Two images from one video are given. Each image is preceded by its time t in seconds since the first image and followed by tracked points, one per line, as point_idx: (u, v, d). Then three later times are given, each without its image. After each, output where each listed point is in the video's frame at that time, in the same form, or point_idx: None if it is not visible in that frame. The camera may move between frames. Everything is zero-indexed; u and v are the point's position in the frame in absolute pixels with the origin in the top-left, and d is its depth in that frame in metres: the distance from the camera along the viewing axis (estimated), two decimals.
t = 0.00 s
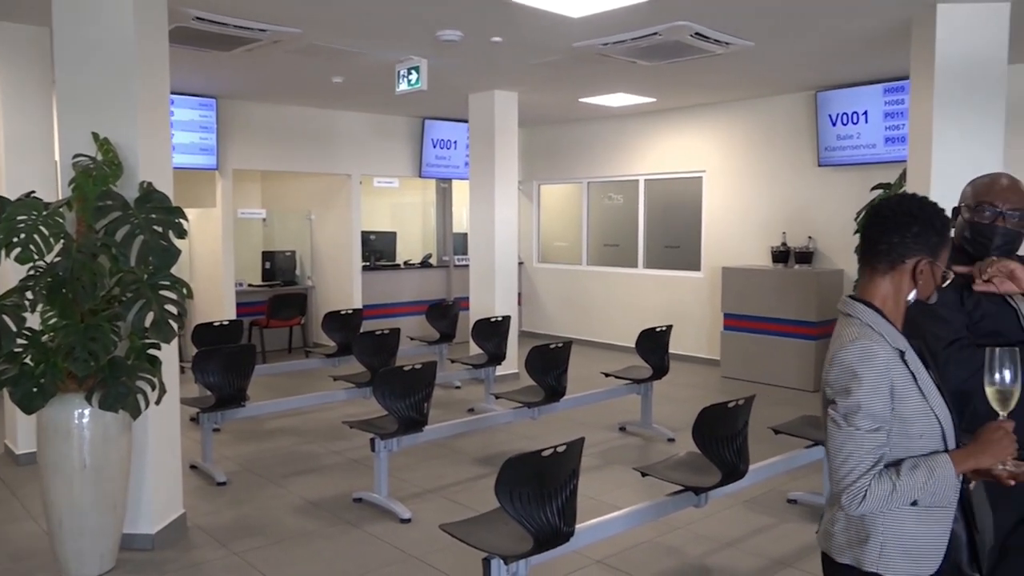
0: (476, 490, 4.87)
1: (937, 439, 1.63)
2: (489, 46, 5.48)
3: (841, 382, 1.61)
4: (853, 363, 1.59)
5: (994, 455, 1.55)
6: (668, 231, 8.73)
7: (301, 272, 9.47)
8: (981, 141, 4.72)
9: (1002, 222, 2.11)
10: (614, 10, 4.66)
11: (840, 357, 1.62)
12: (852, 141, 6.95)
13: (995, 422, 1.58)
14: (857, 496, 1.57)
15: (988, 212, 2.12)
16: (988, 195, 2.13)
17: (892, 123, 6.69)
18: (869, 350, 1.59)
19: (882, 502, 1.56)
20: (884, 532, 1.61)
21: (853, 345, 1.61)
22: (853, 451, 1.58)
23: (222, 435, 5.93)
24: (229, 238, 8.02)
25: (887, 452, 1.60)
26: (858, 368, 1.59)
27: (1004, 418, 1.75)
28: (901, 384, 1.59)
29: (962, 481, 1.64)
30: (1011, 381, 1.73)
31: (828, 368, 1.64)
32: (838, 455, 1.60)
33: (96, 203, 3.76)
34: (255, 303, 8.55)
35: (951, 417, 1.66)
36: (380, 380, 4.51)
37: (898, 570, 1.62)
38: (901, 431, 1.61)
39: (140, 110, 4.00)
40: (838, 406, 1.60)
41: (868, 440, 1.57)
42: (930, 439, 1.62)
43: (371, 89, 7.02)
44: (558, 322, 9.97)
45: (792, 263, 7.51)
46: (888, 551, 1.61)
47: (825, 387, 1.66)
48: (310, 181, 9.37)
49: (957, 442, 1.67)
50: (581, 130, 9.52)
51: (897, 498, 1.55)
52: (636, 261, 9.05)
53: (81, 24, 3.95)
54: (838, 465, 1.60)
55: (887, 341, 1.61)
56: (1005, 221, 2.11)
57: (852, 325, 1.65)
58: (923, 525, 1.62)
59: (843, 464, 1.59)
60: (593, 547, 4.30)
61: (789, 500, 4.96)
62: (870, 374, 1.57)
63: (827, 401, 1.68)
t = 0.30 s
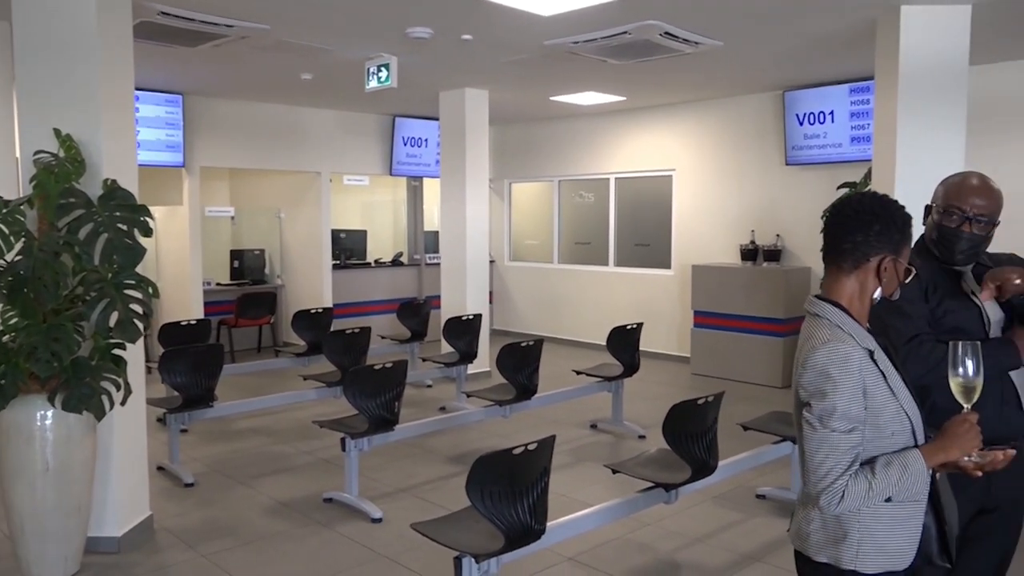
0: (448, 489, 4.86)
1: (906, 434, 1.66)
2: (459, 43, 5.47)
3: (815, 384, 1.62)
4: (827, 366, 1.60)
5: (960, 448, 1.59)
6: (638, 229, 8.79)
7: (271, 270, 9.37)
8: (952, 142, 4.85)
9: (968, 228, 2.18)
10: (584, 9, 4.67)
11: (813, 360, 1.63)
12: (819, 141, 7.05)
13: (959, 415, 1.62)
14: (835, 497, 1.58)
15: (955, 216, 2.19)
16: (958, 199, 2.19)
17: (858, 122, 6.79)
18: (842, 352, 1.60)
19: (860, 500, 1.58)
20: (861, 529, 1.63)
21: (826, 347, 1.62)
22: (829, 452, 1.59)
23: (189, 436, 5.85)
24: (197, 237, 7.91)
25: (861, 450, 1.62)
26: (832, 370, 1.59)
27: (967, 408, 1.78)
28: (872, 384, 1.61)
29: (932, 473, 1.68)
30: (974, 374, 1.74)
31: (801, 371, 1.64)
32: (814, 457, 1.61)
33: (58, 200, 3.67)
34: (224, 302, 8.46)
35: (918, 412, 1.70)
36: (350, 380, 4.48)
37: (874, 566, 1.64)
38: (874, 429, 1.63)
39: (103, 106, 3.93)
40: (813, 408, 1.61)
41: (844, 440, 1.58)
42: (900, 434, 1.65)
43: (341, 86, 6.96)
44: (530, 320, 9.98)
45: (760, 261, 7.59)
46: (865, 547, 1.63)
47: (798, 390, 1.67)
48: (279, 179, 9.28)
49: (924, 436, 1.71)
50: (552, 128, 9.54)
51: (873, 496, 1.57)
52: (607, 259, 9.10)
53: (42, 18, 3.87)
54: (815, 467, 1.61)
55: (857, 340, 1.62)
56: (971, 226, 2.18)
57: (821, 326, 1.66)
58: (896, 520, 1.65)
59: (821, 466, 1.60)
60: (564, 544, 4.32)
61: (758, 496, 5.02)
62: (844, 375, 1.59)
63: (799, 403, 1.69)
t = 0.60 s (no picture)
0: (426, 486, 4.86)
1: (885, 428, 1.69)
2: (436, 39, 5.45)
3: (798, 377, 1.64)
4: (810, 359, 1.62)
5: (938, 442, 1.61)
6: (616, 226, 8.82)
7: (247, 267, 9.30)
8: (924, 140, 4.92)
9: (946, 225, 2.20)
10: (561, 6, 4.67)
11: (797, 353, 1.65)
12: (794, 138, 7.11)
13: (936, 410, 1.63)
14: (815, 488, 1.60)
15: (933, 213, 2.21)
16: (937, 195, 2.21)
17: (833, 120, 6.86)
18: (825, 346, 1.62)
19: (840, 492, 1.60)
20: (839, 521, 1.66)
21: (810, 341, 1.64)
22: (811, 445, 1.61)
23: (164, 435, 5.80)
24: (172, 234, 7.83)
25: (842, 443, 1.64)
26: (815, 364, 1.62)
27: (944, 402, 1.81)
28: (854, 378, 1.64)
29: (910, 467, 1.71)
30: (952, 369, 1.78)
31: (784, 364, 1.66)
32: (796, 450, 1.62)
33: (27, 195, 3.59)
34: (199, 299, 8.40)
35: (897, 407, 1.73)
36: (327, 377, 4.46)
37: (851, 557, 1.66)
38: (853, 422, 1.66)
39: (74, 100, 3.87)
40: (796, 401, 1.63)
41: (826, 433, 1.60)
42: (879, 428, 1.68)
43: (317, 82, 6.91)
44: (507, 317, 9.99)
45: (737, 257, 7.65)
46: (844, 539, 1.66)
47: (781, 383, 1.69)
48: (255, 175, 9.20)
49: (903, 429, 1.73)
50: (530, 125, 9.55)
51: (853, 488, 1.60)
52: (585, 256, 9.12)
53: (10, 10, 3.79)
54: (797, 459, 1.63)
55: (839, 334, 1.65)
56: (949, 224, 2.19)
57: (804, 321, 1.69)
58: (874, 513, 1.67)
59: (802, 457, 1.62)
60: (542, 540, 4.33)
61: (734, 490, 5.06)
62: (826, 368, 1.61)
63: (782, 396, 1.71)
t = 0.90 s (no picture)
0: (399, 485, 4.84)
1: (868, 421, 1.72)
2: (408, 37, 5.43)
3: (786, 368, 1.66)
4: (799, 351, 1.64)
5: (919, 436, 1.65)
6: (589, 224, 8.85)
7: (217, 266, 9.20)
8: (890, 140, 4.99)
9: (917, 224, 2.25)
10: (533, 4, 4.68)
11: (786, 345, 1.67)
12: (764, 137, 7.18)
13: (918, 405, 1.68)
14: (799, 478, 1.62)
15: (906, 212, 2.25)
16: (909, 194, 2.25)
17: (802, 119, 6.94)
18: (814, 339, 1.64)
19: (822, 482, 1.62)
20: (820, 511, 1.69)
21: (800, 333, 1.66)
22: (796, 435, 1.63)
23: (133, 436, 5.73)
24: (140, 232, 7.73)
25: (826, 434, 1.67)
26: (803, 356, 1.64)
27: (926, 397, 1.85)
28: (840, 371, 1.66)
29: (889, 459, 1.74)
30: (934, 365, 1.81)
31: (774, 356, 1.68)
32: (782, 440, 1.64)
33: None
34: (168, 299, 8.31)
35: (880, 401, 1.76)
36: (299, 377, 4.43)
37: (829, 546, 1.69)
38: (838, 413, 1.68)
39: (39, 96, 3.80)
40: (784, 392, 1.65)
41: (811, 423, 1.62)
42: (862, 420, 1.71)
43: (288, 79, 6.86)
44: (481, 315, 9.99)
45: (709, 255, 7.72)
46: (823, 528, 1.69)
47: (770, 374, 1.70)
48: (225, 173, 9.11)
49: (884, 423, 1.76)
50: (503, 123, 9.55)
51: (835, 479, 1.62)
52: (558, 254, 9.15)
53: None
54: (781, 449, 1.65)
55: (827, 328, 1.67)
56: (920, 222, 2.24)
57: (794, 313, 1.72)
58: (854, 503, 1.70)
59: (786, 447, 1.64)
60: (515, 538, 4.34)
61: (706, 486, 5.11)
62: (814, 361, 1.63)
63: (770, 386, 1.73)
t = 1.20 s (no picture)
0: (373, 486, 4.83)
1: (851, 417, 1.74)
2: (382, 37, 5.42)
3: (771, 368, 1.68)
4: (783, 350, 1.66)
5: (899, 430, 1.69)
6: (564, 224, 8.88)
7: (188, 266, 9.12)
8: (859, 142, 5.07)
9: (885, 223, 2.30)
10: (507, 5, 4.69)
11: (770, 344, 1.69)
12: (736, 138, 7.25)
13: (899, 398, 1.71)
14: (783, 473, 1.64)
15: (873, 211, 2.30)
16: (877, 194, 2.29)
17: (773, 120, 7.01)
18: (796, 337, 1.67)
19: (806, 477, 1.64)
20: (805, 505, 1.71)
21: (783, 332, 1.68)
22: (780, 432, 1.65)
23: (102, 439, 5.65)
24: (110, 233, 7.63)
25: (810, 429, 1.69)
26: (787, 355, 1.66)
27: (906, 390, 1.87)
28: (823, 368, 1.69)
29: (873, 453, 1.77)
30: (912, 359, 1.84)
31: (758, 355, 1.70)
32: (766, 437, 1.67)
33: None
34: (139, 300, 8.21)
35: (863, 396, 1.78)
36: (272, 378, 4.39)
37: (816, 538, 1.72)
38: (822, 408, 1.70)
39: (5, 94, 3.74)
40: (768, 390, 1.67)
41: (795, 420, 1.65)
42: (845, 415, 1.73)
43: (260, 78, 6.81)
44: (456, 315, 9.99)
45: (682, 255, 7.79)
46: (810, 521, 1.71)
47: (754, 372, 1.73)
48: (197, 172, 9.01)
49: (865, 417, 1.79)
50: (477, 123, 9.55)
51: (819, 473, 1.64)
52: (533, 254, 9.17)
53: None
54: (766, 446, 1.67)
55: (809, 326, 1.70)
56: (888, 221, 2.29)
57: (777, 313, 1.74)
58: (839, 496, 1.73)
59: (771, 444, 1.66)
60: (491, 538, 4.34)
61: (680, 484, 5.15)
62: (797, 359, 1.65)
63: (755, 385, 1.75)
